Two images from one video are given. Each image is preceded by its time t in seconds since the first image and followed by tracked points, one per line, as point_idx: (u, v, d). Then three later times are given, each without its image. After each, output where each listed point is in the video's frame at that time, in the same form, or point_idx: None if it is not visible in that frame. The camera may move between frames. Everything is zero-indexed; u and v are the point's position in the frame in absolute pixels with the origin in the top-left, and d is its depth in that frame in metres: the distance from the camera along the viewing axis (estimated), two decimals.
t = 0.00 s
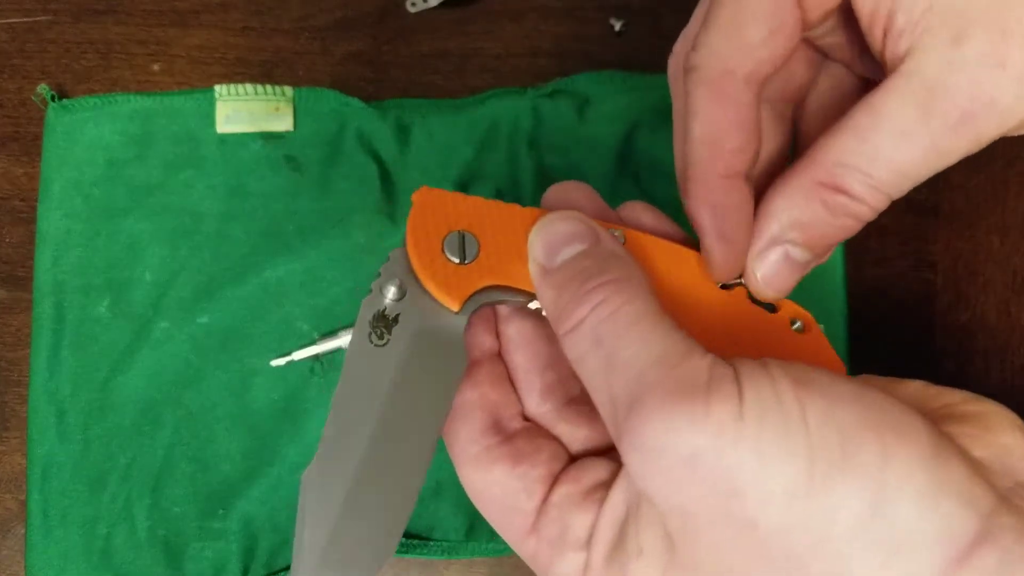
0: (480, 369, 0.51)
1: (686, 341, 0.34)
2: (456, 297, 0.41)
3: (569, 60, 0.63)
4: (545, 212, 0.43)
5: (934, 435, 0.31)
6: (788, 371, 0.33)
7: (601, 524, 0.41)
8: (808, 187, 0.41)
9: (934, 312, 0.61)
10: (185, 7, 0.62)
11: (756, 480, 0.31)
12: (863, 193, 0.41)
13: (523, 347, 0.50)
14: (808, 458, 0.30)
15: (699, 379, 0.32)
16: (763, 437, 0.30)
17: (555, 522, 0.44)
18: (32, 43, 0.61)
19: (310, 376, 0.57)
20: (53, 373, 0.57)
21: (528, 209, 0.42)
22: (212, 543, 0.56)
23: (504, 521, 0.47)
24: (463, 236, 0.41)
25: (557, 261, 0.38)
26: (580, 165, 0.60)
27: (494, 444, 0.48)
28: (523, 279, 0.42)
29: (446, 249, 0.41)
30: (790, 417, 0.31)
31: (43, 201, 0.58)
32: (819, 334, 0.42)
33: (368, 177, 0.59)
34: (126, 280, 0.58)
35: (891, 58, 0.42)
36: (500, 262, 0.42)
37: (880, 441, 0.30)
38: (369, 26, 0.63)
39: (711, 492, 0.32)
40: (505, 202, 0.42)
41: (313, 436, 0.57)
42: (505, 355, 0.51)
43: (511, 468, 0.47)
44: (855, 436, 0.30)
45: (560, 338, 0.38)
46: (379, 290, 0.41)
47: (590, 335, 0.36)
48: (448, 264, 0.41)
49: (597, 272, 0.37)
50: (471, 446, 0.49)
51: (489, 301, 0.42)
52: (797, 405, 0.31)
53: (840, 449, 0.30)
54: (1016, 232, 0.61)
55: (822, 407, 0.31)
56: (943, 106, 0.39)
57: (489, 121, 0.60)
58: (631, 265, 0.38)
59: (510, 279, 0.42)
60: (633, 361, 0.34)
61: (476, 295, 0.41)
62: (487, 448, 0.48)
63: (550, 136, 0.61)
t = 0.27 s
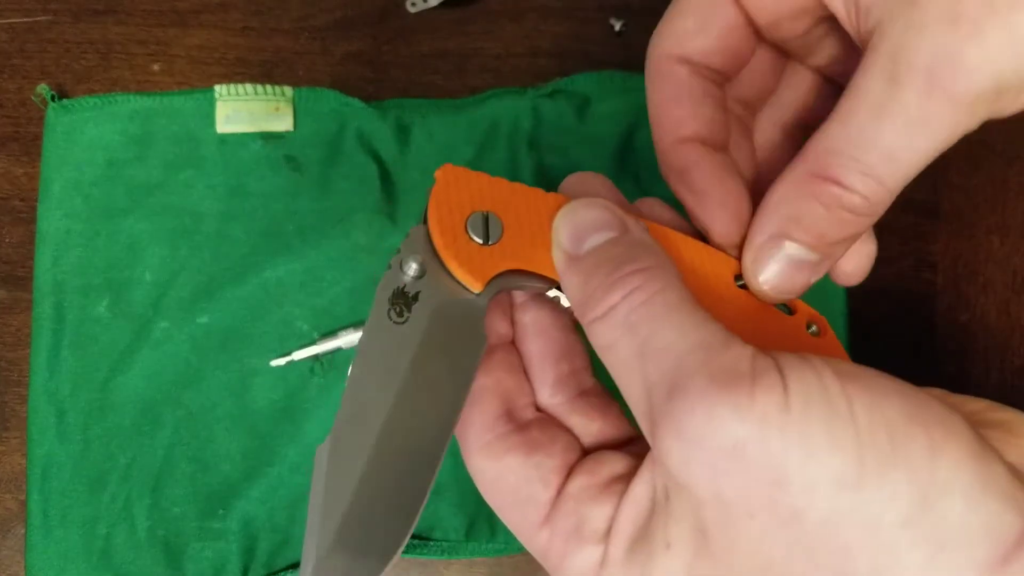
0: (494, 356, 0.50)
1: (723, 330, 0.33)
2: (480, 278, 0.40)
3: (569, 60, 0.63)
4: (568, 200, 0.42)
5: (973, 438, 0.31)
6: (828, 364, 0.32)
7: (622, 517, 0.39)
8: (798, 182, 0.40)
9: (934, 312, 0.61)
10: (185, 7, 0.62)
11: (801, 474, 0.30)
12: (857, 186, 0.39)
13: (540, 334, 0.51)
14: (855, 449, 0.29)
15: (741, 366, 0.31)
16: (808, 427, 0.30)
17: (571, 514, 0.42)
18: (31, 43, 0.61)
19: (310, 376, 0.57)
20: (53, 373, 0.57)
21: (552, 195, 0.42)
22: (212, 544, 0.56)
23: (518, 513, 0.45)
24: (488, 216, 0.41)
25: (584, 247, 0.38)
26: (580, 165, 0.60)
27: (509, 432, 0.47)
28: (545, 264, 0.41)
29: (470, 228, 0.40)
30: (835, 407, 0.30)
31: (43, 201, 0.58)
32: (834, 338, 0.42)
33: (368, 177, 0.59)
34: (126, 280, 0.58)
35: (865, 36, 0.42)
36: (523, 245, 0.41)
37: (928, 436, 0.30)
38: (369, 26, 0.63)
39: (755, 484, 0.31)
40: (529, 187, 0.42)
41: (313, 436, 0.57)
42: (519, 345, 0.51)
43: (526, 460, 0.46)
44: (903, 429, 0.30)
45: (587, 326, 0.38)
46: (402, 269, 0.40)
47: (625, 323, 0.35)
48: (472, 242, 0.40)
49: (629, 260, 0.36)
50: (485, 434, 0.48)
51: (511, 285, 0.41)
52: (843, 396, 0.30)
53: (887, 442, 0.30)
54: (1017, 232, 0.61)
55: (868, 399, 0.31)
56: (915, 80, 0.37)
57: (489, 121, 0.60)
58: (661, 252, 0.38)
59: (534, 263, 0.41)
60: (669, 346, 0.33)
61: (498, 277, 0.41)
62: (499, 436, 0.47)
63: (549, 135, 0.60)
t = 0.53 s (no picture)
0: (509, 350, 0.50)
1: (737, 333, 0.33)
2: (498, 275, 0.40)
3: (569, 60, 0.63)
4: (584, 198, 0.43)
5: (985, 446, 0.31)
6: (842, 369, 0.32)
7: (633, 515, 0.39)
8: (785, 184, 0.40)
9: (935, 311, 0.61)
10: (185, 7, 0.62)
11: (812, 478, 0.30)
12: (842, 184, 0.38)
13: (556, 330, 0.50)
14: (867, 456, 0.30)
15: (754, 370, 0.31)
16: (821, 432, 0.30)
17: (582, 510, 0.43)
18: (31, 43, 0.61)
19: (310, 376, 0.57)
20: (53, 373, 0.57)
21: (568, 195, 0.42)
22: (212, 544, 0.56)
23: (529, 510, 0.46)
24: (505, 214, 0.41)
25: (600, 246, 0.38)
26: (580, 165, 0.60)
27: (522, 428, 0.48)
28: (561, 262, 0.42)
29: (486, 225, 0.40)
30: (849, 413, 0.30)
31: (43, 201, 0.58)
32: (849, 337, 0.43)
33: (367, 177, 0.59)
34: (126, 280, 0.58)
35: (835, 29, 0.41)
36: (539, 243, 0.41)
37: (943, 445, 0.30)
38: (369, 26, 0.63)
39: (767, 486, 0.31)
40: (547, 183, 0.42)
41: (313, 436, 0.57)
42: (535, 339, 0.51)
43: (539, 456, 0.46)
44: (918, 437, 0.30)
45: (602, 325, 0.38)
46: (418, 265, 0.40)
47: (639, 324, 0.35)
48: (489, 240, 0.40)
49: (646, 259, 0.36)
50: (499, 429, 0.48)
51: (527, 282, 0.41)
52: (856, 402, 0.31)
53: (900, 450, 0.30)
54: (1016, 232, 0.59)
55: (883, 407, 0.31)
56: (874, 58, 0.36)
57: (488, 121, 0.60)
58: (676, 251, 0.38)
59: (549, 261, 0.41)
60: (683, 347, 0.33)
61: (515, 274, 0.41)
62: (512, 433, 0.48)
63: (549, 135, 0.60)
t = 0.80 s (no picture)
0: (511, 348, 0.51)
1: (729, 335, 0.35)
2: (497, 277, 0.41)
3: (570, 60, 0.63)
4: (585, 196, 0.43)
5: (970, 449, 0.32)
6: (830, 373, 0.34)
7: (633, 509, 0.39)
8: (772, 178, 0.42)
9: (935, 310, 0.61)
10: (185, 7, 0.62)
11: (797, 480, 0.31)
12: (828, 172, 0.40)
13: (558, 327, 0.51)
14: (849, 459, 0.31)
15: (744, 373, 0.33)
16: (807, 433, 0.31)
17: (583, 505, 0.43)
18: (31, 43, 0.61)
19: (310, 376, 0.57)
20: (52, 373, 0.57)
21: (568, 194, 0.43)
22: (212, 544, 0.56)
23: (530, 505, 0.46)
24: (505, 216, 0.41)
25: (600, 246, 0.39)
26: (580, 165, 0.60)
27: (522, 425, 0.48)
28: (561, 263, 0.42)
29: (485, 228, 0.41)
30: (833, 415, 0.32)
31: (43, 200, 0.58)
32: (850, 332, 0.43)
33: (367, 177, 0.59)
34: (126, 280, 0.58)
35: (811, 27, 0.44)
36: (540, 243, 0.42)
37: (926, 449, 0.32)
38: (369, 26, 0.63)
39: (754, 485, 0.32)
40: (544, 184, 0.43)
41: (313, 437, 0.57)
42: (538, 335, 0.52)
43: (540, 450, 0.47)
44: (901, 441, 0.32)
45: (599, 325, 0.39)
46: (420, 265, 0.41)
47: (633, 326, 0.36)
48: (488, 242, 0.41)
49: (644, 260, 0.37)
50: (503, 423, 0.48)
51: (527, 281, 0.42)
52: (840, 403, 0.32)
53: (882, 449, 0.31)
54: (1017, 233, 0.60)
55: (865, 410, 0.32)
56: (844, 45, 0.38)
57: (488, 121, 0.60)
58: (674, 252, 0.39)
59: (550, 261, 0.42)
60: (677, 350, 0.34)
61: (515, 274, 0.41)
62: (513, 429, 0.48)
63: (549, 135, 0.60)
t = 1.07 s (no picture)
0: (491, 371, 0.53)
1: (673, 371, 0.37)
2: (458, 312, 0.44)
3: (570, 60, 0.63)
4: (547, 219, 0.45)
5: (909, 478, 0.34)
6: (769, 410, 0.36)
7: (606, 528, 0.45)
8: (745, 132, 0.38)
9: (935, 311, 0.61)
10: (185, 7, 0.62)
11: (731, 516, 0.34)
12: (807, 131, 0.37)
13: (536, 346, 0.53)
14: (779, 499, 0.34)
15: (679, 415, 0.35)
16: (739, 475, 0.34)
17: (565, 521, 0.47)
18: (31, 43, 0.61)
19: (310, 376, 0.57)
20: (53, 373, 0.57)
21: (530, 217, 0.45)
22: (212, 544, 0.56)
23: (519, 521, 0.50)
24: (463, 252, 0.45)
25: (556, 275, 0.41)
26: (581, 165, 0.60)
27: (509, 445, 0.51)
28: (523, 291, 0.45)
29: (445, 265, 0.44)
30: (762, 453, 0.34)
31: (43, 201, 0.58)
32: (834, 325, 0.43)
33: (367, 177, 0.59)
34: (126, 280, 0.58)
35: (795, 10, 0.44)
36: (501, 274, 0.45)
37: (857, 486, 0.33)
38: (369, 26, 0.63)
39: (692, 524, 0.35)
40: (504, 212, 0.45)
41: (313, 436, 0.57)
42: (518, 355, 0.54)
43: (523, 470, 0.50)
44: (832, 481, 0.34)
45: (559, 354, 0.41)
46: (387, 310, 0.45)
47: (583, 364, 0.39)
48: (447, 279, 0.44)
49: (593, 293, 0.39)
50: (489, 444, 0.51)
51: (494, 311, 0.45)
52: (772, 443, 0.34)
53: (812, 488, 0.34)
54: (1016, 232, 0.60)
55: (799, 448, 0.34)
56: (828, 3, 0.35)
57: (488, 121, 0.60)
58: (628, 278, 0.40)
59: (510, 291, 0.45)
60: (620, 390, 0.37)
61: (479, 308, 0.45)
62: (500, 447, 0.51)
63: (550, 135, 0.60)
